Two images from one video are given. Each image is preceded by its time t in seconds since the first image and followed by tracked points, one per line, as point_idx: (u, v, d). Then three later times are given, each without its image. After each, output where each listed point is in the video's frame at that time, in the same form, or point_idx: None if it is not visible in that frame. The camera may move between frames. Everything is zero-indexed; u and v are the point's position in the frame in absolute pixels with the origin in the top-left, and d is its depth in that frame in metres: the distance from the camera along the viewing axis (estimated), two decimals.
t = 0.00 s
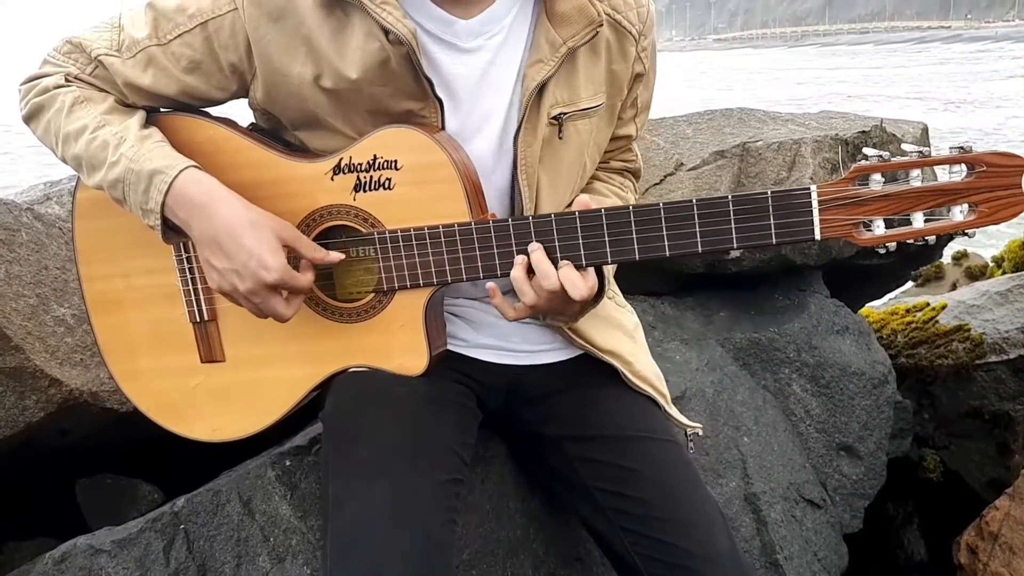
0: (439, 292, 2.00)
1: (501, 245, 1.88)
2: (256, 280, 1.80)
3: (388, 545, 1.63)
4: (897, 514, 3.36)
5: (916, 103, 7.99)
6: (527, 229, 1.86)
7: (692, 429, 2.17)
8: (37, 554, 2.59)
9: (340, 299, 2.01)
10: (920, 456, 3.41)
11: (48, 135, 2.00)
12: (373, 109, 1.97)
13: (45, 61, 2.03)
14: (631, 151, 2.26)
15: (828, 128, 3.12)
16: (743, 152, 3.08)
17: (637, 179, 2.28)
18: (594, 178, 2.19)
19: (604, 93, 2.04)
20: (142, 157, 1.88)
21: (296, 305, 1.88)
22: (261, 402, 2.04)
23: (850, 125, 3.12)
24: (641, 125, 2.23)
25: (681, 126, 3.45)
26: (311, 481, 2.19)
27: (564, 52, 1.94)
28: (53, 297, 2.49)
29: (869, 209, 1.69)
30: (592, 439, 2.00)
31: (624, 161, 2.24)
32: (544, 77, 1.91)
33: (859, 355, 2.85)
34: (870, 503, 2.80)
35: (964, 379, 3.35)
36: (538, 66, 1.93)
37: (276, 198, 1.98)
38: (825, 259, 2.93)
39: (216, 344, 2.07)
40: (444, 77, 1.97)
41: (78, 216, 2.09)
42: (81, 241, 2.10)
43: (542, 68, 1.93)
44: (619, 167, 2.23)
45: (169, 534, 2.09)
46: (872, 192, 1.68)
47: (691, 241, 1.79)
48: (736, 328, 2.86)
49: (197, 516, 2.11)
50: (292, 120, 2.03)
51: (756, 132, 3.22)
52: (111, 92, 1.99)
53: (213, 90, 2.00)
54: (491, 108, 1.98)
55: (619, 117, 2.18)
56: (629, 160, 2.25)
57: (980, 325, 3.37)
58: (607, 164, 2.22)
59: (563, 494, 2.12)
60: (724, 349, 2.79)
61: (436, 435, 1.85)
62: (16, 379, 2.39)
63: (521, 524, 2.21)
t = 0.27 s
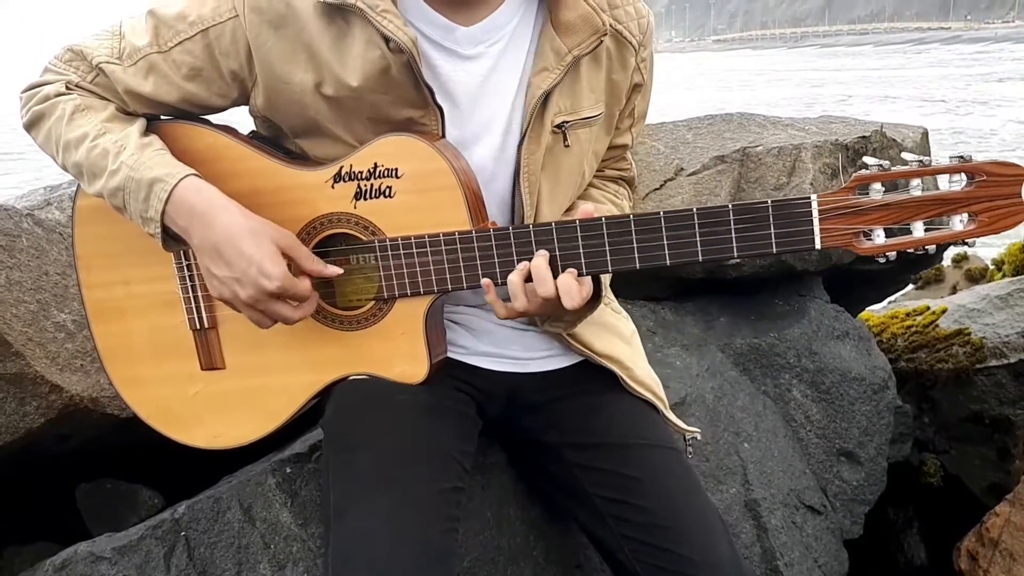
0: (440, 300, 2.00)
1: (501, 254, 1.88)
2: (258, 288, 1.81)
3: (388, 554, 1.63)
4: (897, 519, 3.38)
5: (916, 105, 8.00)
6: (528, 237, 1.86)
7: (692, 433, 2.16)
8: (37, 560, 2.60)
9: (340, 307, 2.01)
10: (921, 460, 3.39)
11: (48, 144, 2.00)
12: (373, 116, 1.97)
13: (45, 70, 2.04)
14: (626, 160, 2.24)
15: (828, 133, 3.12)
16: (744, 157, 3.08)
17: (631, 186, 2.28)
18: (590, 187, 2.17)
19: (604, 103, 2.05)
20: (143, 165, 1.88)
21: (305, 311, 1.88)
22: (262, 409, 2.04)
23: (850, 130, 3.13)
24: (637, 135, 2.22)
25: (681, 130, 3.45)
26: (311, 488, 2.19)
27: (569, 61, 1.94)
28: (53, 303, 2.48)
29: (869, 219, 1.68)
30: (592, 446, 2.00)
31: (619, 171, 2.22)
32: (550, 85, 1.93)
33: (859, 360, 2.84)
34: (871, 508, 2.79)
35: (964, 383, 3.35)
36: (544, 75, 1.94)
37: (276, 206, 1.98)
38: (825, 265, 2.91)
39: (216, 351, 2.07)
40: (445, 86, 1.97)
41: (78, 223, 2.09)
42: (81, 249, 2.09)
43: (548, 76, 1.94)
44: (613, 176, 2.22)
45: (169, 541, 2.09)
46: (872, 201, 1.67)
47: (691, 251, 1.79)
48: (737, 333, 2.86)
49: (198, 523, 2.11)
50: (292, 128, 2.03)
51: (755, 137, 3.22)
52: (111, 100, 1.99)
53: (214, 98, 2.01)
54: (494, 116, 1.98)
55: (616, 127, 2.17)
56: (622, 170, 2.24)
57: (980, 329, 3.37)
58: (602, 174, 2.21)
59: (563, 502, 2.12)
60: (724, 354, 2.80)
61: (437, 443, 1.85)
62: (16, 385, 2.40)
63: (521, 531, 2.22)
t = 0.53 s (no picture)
0: (439, 306, 2.00)
1: (501, 260, 1.89)
2: (262, 293, 1.83)
3: (390, 560, 1.63)
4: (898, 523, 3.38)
5: (916, 109, 8.01)
6: (527, 246, 1.87)
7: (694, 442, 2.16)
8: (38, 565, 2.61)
9: (340, 313, 2.02)
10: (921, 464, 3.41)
11: (50, 152, 2.01)
12: (373, 123, 1.98)
13: (46, 78, 2.05)
14: (626, 171, 2.26)
15: (828, 139, 3.13)
16: (743, 163, 3.09)
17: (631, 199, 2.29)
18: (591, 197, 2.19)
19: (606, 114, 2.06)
20: (145, 173, 1.89)
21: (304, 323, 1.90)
22: (262, 415, 2.06)
23: (849, 136, 3.13)
24: (638, 146, 2.23)
25: (679, 136, 3.46)
26: (312, 494, 2.20)
27: (569, 71, 1.95)
28: (52, 309, 2.50)
29: (869, 229, 1.69)
30: (592, 452, 2.01)
31: (619, 182, 2.24)
32: (549, 95, 1.94)
33: (859, 365, 2.85)
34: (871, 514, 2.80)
35: (965, 388, 3.36)
36: (543, 85, 1.95)
37: (276, 212, 1.99)
38: (825, 271, 2.92)
39: (216, 357, 2.08)
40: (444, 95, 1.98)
41: (79, 231, 2.10)
42: (82, 257, 2.11)
43: (547, 87, 1.95)
44: (615, 188, 2.24)
45: (171, 546, 2.09)
46: (873, 212, 1.68)
47: (691, 260, 1.80)
48: (736, 339, 2.87)
49: (199, 528, 2.12)
50: (292, 135, 2.04)
51: (755, 142, 3.23)
52: (112, 108, 2.01)
53: (214, 105, 2.02)
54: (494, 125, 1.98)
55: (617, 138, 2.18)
56: (623, 181, 2.26)
57: (980, 334, 3.38)
58: (604, 185, 2.23)
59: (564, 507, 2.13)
60: (724, 359, 2.80)
61: (438, 449, 1.86)
62: (17, 392, 2.41)
63: (521, 537, 2.22)
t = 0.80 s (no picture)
0: (440, 312, 2.00)
1: (501, 266, 1.89)
2: (260, 299, 1.83)
3: (388, 566, 1.63)
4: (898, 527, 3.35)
5: (920, 113, 8.02)
6: (526, 253, 1.87)
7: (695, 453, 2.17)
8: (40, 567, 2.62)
9: (343, 320, 2.02)
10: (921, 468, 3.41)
11: (48, 159, 2.01)
12: (372, 130, 1.98)
13: (46, 86, 2.05)
14: (630, 185, 2.25)
15: (831, 144, 3.13)
16: (746, 168, 3.09)
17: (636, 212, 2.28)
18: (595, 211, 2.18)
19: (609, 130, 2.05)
20: (141, 181, 1.89)
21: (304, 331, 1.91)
22: (262, 421, 2.06)
23: (852, 141, 3.14)
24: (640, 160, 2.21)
25: (683, 141, 3.46)
26: (313, 499, 2.20)
27: (571, 89, 1.94)
28: (55, 313, 2.50)
29: (867, 231, 1.69)
30: (593, 458, 2.00)
31: (622, 196, 2.23)
32: (551, 112, 1.93)
33: (860, 370, 2.83)
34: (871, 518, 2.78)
35: (965, 392, 3.36)
36: (545, 102, 1.94)
37: (276, 219, 2.00)
38: (826, 276, 2.92)
39: (217, 364, 2.08)
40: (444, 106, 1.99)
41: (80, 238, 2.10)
42: (83, 263, 2.11)
43: (550, 103, 1.94)
44: (618, 202, 2.22)
45: (171, 552, 2.09)
46: (871, 214, 1.67)
47: (688, 262, 1.80)
48: (738, 343, 2.87)
49: (199, 533, 2.12)
50: (292, 141, 2.04)
51: (758, 147, 3.24)
52: (111, 115, 2.01)
53: (214, 111, 2.02)
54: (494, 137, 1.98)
55: (620, 152, 2.17)
56: (627, 196, 2.24)
57: (981, 338, 3.37)
58: (607, 199, 2.21)
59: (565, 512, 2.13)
60: (725, 364, 2.81)
61: (438, 456, 1.85)
62: (18, 396, 2.42)
63: (522, 542, 2.22)
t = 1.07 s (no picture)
0: (441, 317, 2.01)
1: (500, 273, 1.89)
2: (258, 311, 1.85)
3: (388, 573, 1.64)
4: (897, 531, 3.38)
5: (920, 113, 8.02)
6: (527, 258, 1.87)
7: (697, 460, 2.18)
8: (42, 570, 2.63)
9: (342, 325, 2.03)
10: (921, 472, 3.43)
11: (48, 165, 2.01)
12: (371, 137, 1.98)
13: (46, 91, 2.05)
14: (634, 205, 2.22)
15: (831, 148, 3.13)
16: (746, 171, 3.09)
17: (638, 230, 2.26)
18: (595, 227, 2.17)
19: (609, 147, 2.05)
20: (140, 190, 1.90)
21: (296, 344, 1.93)
22: (262, 426, 2.06)
23: (852, 145, 3.14)
24: (644, 177, 2.20)
25: (683, 144, 3.46)
26: (313, 504, 2.20)
27: (571, 106, 1.95)
28: (55, 316, 2.50)
29: (867, 238, 1.69)
30: (593, 463, 2.00)
31: (626, 214, 2.20)
32: (551, 129, 1.93)
33: (860, 375, 2.84)
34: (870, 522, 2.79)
35: (965, 395, 3.36)
36: (545, 119, 1.94)
37: (276, 225, 2.00)
38: (826, 279, 2.92)
39: (218, 370, 2.09)
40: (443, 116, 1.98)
41: (80, 243, 2.11)
42: (83, 269, 2.12)
43: (550, 119, 1.94)
44: (621, 222, 2.19)
45: (171, 556, 2.09)
46: (871, 221, 1.67)
47: (688, 268, 1.80)
48: (738, 347, 2.87)
49: (199, 538, 2.12)
50: (292, 147, 2.04)
51: (758, 150, 3.24)
52: (110, 121, 2.01)
53: (213, 118, 2.03)
54: (492, 150, 1.98)
55: (622, 167, 2.16)
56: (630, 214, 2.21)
57: (981, 341, 3.37)
58: (610, 217, 2.18)
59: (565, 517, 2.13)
60: (725, 368, 2.81)
61: (438, 461, 1.86)
62: (19, 399, 2.43)
63: (522, 547, 2.23)
